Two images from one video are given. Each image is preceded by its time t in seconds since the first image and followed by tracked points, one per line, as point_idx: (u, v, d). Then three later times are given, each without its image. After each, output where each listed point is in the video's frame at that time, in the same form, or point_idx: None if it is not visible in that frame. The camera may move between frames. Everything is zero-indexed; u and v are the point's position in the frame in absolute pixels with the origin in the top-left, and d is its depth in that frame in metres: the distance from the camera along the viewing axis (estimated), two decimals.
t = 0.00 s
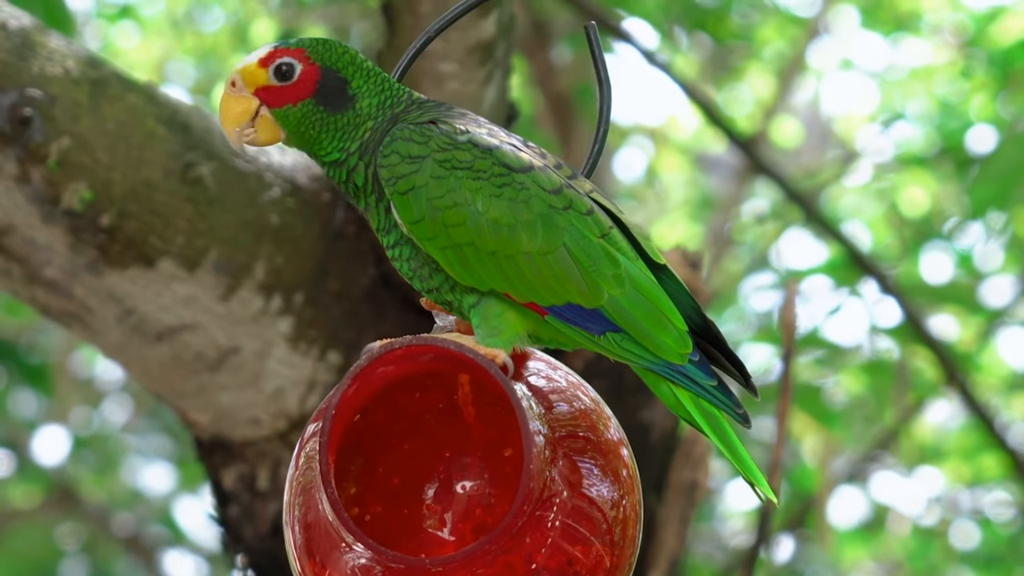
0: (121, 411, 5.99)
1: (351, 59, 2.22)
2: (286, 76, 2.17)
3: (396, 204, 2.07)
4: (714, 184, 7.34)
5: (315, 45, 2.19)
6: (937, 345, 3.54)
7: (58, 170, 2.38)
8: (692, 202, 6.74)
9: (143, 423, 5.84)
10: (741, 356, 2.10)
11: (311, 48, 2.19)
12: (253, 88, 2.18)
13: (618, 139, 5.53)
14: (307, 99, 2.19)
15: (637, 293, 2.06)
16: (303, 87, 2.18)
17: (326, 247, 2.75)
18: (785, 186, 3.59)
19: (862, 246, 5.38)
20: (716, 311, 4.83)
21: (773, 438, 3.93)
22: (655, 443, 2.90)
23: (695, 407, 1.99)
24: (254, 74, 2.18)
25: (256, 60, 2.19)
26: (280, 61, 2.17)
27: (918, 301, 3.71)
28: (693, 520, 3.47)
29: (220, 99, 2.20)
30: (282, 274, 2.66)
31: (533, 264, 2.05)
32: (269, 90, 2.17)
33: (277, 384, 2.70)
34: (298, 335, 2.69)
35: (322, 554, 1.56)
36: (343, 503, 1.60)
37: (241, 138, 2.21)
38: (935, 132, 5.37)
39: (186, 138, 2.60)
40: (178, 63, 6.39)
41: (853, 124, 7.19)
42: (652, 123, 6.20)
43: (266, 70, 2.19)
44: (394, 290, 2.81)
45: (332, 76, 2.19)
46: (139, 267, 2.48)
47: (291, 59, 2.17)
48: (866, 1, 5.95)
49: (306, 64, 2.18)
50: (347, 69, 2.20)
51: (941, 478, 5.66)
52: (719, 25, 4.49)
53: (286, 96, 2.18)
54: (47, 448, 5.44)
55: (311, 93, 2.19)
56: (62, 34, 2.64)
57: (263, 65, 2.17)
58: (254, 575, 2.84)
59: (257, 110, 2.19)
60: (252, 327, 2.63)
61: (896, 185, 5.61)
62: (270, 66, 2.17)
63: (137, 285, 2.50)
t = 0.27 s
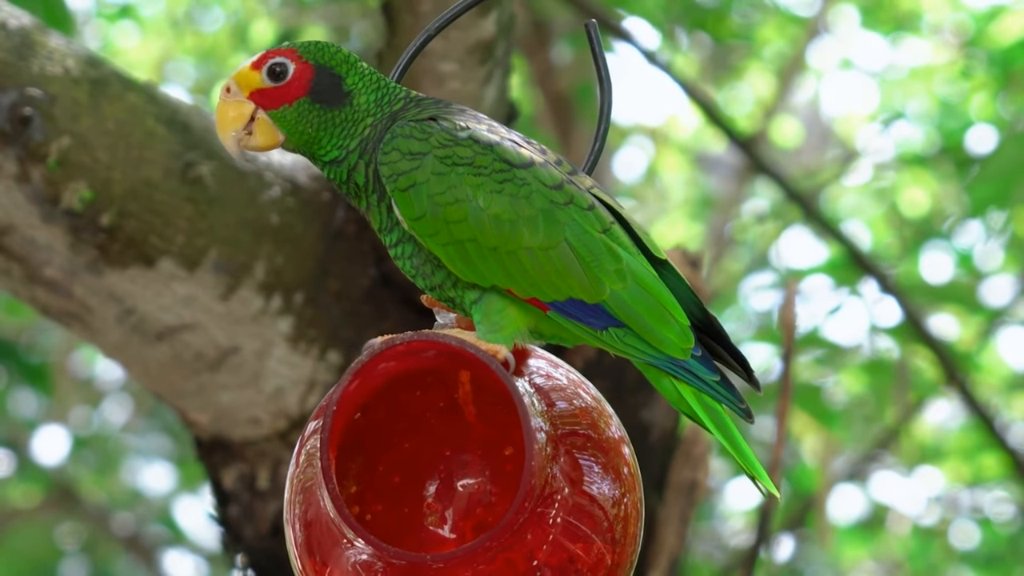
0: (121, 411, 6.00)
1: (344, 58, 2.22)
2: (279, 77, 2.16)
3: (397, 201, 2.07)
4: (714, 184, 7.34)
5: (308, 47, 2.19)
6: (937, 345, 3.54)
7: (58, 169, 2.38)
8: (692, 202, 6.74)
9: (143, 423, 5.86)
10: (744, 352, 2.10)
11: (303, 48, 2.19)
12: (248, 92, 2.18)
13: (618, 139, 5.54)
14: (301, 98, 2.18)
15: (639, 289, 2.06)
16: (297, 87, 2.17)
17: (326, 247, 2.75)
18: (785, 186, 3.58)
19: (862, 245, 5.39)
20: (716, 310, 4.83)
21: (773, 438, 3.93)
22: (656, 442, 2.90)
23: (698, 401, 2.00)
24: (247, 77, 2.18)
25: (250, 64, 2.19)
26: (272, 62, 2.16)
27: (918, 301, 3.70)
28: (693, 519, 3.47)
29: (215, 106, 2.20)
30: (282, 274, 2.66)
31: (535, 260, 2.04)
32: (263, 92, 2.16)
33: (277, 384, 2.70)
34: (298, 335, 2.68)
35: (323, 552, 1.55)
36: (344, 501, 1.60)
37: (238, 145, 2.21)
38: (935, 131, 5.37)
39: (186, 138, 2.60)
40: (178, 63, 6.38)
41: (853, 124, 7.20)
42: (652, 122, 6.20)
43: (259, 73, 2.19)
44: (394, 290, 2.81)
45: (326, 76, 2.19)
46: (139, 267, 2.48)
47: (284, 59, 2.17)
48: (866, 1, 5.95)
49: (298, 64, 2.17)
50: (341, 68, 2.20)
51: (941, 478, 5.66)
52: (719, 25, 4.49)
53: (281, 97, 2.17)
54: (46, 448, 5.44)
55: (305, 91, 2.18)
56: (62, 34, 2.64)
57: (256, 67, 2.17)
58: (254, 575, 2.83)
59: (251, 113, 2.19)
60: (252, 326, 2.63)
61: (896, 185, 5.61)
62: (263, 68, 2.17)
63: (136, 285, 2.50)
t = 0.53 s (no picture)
0: (121, 411, 5.98)
1: (348, 57, 2.22)
2: (283, 77, 2.16)
3: (403, 201, 2.07)
4: (714, 185, 7.34)
5: (312, 46, 2.19)
6: (937, 345, 3.54)
7: (58, 170, 2.38)
8: (692, 202, 6.74)
9: (143, 423, 5.82)
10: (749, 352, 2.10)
11: (307, 48, 2.19)
12: (253, 92, 2.18)
13: (618, 139, 5.54)
14: (305, 98, 2.18)
15: (645, 288, 2.06)
16: (301, 87, 2.17)
17: (326, 247, 2.75)
18: (785, 186, 3.58)
19: (862, 246, 5.39)
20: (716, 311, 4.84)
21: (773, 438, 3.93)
22: (656, 442, 2.90)
23: (703, 402, 1.99)
24: (251, 78, 2.18)
25: (254, 65, 2.20)
26: (276, 63, 2.17)
27: (918, 301, 3.70)
28: (693, 520, 3.47)
29: (220, 107, 2.19)
30: (282, 274, 2.66)
31: (541, 260, 2.04)
32: (268, 92, 2.17)
33: (277, 384, 2.70)
34: (298, 335, 2.69)
35: (329, 552, 1.56)
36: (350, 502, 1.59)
37: (244, 146, 2.20)
38: (935, 132, 5.38)
39: (186, 138, 2.60)
40: (178, 63, 6.38)
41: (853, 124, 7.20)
42: (652, 123, 6.20)
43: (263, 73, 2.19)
44: (394, 290, 2.83)
45: (331, 76, 2.19)
46: (139, 267, 2.48)
47: (288, 59, 2.17)
48: (867, 1, 5.96)
49: (302, 64, 2.17)
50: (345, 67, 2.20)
51: (940, 478, 5.67)
52: (719, 25, 4.50)
53: (286, 97, 2.17)
54: (47, 449, 5.46)
55: (309, 91, 2.18)
56: (62, 34, 2.64)
57: (260, 67, 2.18)
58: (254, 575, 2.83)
59: (257, 114, 2.19)
60: (252, 327, 2.63)
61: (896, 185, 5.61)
62: (267, 68, 2.17)
63: (136, 285, 2.50)
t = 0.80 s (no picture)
0: (121, 411, 6.00)
1: (351, 58, 2.21)
2: (287, 78, 2.16)
3: (406, 202, 2.07)
4: (714, 184, 7.34)
5: (316, 47, 2.19)
6: (937, 345, 3.53)
7: (58, 169, 2.38)
8: (693, 202, 6.74)
9: (143, 423, 5.84)
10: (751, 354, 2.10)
11: (311, 49, 2.19)
12: (257, 92, 2.18)
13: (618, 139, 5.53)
14: (309, 99, 2.18)
15: (647, 290, 2.06)
16: (305, 88, 2.17)
17: (327, 247, 2.75)
18: (785, 186, 3.58)
19: (862, 245, 5.39)
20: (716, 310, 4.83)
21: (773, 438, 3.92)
22: (656, 442, 2.90)
23: (706, 405, 2.00)
24: (255, 79, 2.18)
25: (258, 65, 2.19)
26: (280, 63, 2.16)
27: (918, 301, 3.70)
28: (693, 520, 3.46)
29: (224, 107, 2.19)
30: (282, 274, 2.66)
31: (544, 262, 2.04)
32: (272, 93, 2.17)
33: (277, 384, 2.70)
34: (298, 335, 2.68)
35: (331, 552, 1.55)
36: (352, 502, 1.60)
37: (247, 146, 2.19)
38: (935, 131, 5.37)
39: (186, 138, 2.60)
40: (177, 63, 6.38)
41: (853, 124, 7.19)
42: (652, 122, 6.19)
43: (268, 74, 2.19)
44: (394, 290, 2.82)
45: (334, 77, 2.18)
46: (139, 267, 2.48)
47: (292, 60, 2.16)
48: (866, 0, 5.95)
49: (306, 65, 2.17)
50: (349, 68, 2.20)
51: (940, 478, 5.67)
52: (719, 25, 4.49)
53: (289, 98, 2.17)
54: (47, 449, 5.47)
55: (313, 93, 2.18)
56: (62, 34, 2.64)
57: (264, 68, 2.17)
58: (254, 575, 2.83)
59: (260, 115, 2.18)
60: (252, 326, 2.63)
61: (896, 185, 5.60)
62: (271, 69, 2.17)
63: (136, 285, 2.50)
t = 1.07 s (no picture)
0: (121, 411, 6.02)
1: (350, 61, 2.21)
2: (286, 81, 2.16)
3: (405, 206, 2.07)
4: (714, 185, 7.34)
5: (315, 50, 2.19)
6: (937, 345, 3.53)
7: (58, 170, 2.38)
8: (693, 202, 6.74)
9: (143, 423, 5.87)
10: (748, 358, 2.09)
11: (310, 52, 2.19)
12: (255, 96, 2.18)
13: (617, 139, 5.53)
14: (308, 102, 2.17)
15: (645, 294, 2.05)
16: (304, 92, 2.17)
17: (326, 247, 2.75)
18: (785, 186, 3.58)
19: (861, 246, 5.39)
20: (716, 311, 4.83)
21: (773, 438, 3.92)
22: (656, 442, 2.90)
23: (701, 407, 2.01)
24: (254, 82, 2.18)
25: (257, 68, 2.19)
26: (279, 67, 2.16)
27: (918, 302, 3.70)
28: (694, 520, 3.46)
29: (223, 110, 2.19)
30: (282, 274, 2.66)
31: (543, 266, 2.05)
32: (271, 96, 2.17)
33: (277, 384, 2.70)
34: (298, 335, 2.68)
35: (328, 554, 1.55)
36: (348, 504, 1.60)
37: (246, 149, 2.20)
38: (935, 132, 5.37)
39: (186, 138, 2.60)
40: (177, 63, 6.39)
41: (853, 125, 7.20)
42: (652, 123, 6.19)
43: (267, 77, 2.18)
44: (394, 290, 2.82)
45: (333, 80, 2.18)
46: (139, 267, 2.48)
47: (291, 63, 2.16)
48: (866, 1, 5.95)
49: (305, 68, 2.17)
50: (348, 71, 2.19)
51: (940, 478, 5.67)
52: (719, 26, 4.49)
53: (288, 102, 2.17)
54: (47, 449, 5.43)
55: (312, 96, 2.17)
56: (62, 34, 2.64)
57: (263, 72, 2.17)
58: (254, 575, 2.83)
59: (259, 118, 2.19)
60: (252, 327, 2.63)
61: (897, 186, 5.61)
62: (270, 72, 2.17)
63: (136, 285, 2.50)
